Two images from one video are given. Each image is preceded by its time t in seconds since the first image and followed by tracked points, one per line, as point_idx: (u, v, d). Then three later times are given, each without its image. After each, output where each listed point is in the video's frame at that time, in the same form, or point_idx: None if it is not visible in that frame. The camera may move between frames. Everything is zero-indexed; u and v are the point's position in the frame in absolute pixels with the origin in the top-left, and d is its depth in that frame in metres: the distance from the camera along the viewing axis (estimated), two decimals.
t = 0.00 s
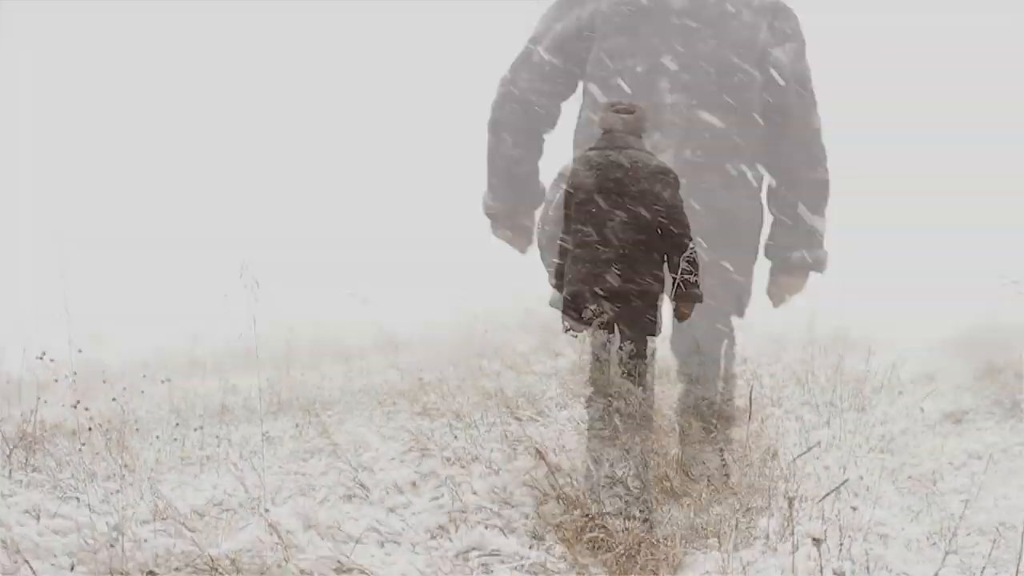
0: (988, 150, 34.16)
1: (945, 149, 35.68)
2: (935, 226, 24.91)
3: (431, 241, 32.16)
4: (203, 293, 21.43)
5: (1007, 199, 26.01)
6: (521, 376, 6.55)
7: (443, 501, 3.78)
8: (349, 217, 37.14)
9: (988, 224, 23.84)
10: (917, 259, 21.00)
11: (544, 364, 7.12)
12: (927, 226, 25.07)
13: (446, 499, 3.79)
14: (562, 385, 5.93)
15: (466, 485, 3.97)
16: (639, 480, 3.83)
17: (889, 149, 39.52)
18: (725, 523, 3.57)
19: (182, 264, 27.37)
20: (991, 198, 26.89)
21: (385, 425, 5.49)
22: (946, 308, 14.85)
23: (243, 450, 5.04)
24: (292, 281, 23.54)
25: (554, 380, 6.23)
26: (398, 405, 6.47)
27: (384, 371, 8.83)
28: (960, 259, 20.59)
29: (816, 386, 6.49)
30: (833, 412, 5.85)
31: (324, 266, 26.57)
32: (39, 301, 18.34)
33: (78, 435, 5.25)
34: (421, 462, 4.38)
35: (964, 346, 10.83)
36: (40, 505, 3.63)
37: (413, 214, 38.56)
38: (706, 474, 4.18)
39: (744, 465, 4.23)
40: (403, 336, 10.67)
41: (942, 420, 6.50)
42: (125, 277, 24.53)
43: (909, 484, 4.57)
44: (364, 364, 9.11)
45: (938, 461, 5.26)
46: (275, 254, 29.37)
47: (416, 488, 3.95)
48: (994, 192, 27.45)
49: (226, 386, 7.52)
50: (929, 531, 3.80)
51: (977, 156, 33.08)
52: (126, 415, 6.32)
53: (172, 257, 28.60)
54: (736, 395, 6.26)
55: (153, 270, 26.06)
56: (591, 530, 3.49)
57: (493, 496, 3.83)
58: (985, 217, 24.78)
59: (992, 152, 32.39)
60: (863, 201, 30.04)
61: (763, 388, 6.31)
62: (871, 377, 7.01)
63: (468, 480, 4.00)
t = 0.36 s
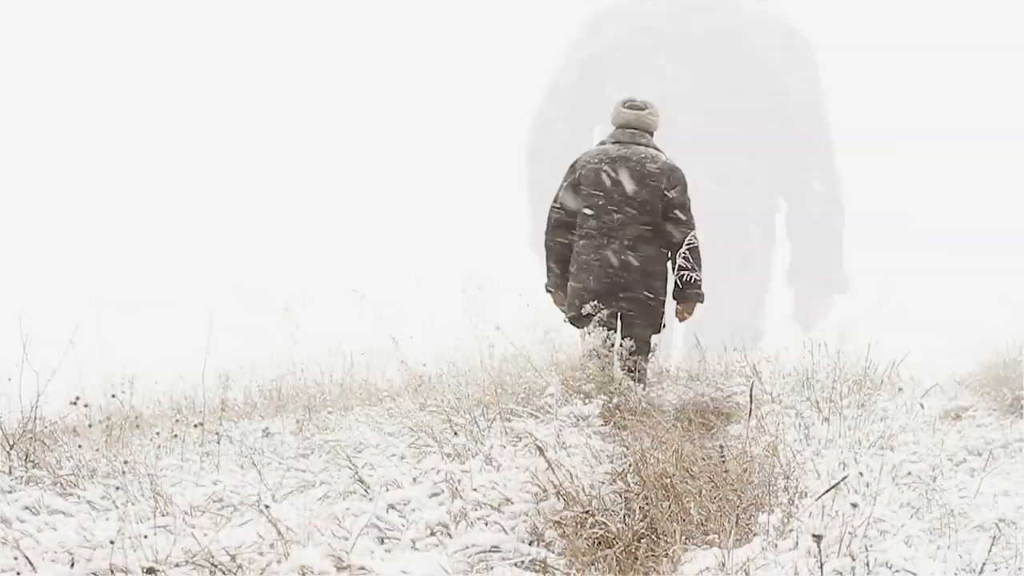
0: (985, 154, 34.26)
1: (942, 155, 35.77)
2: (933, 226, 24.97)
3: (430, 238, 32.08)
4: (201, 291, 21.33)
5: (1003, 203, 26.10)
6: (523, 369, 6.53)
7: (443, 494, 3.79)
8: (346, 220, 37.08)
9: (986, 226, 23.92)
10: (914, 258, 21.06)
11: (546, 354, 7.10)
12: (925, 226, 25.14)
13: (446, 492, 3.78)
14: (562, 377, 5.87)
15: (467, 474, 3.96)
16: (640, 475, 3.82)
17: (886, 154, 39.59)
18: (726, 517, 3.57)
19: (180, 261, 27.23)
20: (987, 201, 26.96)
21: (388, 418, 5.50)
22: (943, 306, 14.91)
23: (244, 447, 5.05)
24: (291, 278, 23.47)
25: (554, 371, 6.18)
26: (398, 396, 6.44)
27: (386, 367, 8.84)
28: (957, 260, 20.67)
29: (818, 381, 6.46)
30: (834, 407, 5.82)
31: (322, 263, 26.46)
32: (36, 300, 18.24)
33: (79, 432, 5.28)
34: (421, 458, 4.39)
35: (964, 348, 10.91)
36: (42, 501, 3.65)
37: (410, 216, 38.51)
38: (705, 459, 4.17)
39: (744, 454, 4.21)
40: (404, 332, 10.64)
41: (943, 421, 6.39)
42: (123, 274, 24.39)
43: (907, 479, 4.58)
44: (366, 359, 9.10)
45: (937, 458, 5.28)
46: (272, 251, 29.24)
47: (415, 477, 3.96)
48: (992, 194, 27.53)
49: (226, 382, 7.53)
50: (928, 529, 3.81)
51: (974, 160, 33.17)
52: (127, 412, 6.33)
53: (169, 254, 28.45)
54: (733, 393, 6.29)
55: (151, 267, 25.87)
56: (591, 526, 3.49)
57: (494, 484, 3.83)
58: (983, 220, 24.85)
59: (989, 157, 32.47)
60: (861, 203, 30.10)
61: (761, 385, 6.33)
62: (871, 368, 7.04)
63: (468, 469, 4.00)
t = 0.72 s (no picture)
0: (985, 149, 34.23)
1: (942, 151, 35.73)
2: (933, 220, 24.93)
3: (429, 234, 32.01)
4: (200, 287, 21.30)
5: (1003, 197, 26.06)
6: (521, 364, 6.56)
7: (442, 488, 3.78)
8: (345, 218, 37.00)
9: (986, 220, 23.89)
10: (914, 252, 21.02)
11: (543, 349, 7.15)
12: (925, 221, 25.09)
13: (446, 488, 3.78)
14: (561, 372, 5.92)
15: (465, 470, 3.93)
16: (640, 470, 3.77)
17: (886, 150, 39.54)
18: (725, 513, 3.56)
19: (180, 257, 27.17)
20: (987, 195, 26.91)
21: (389, 415, 5.51)
22: (944, 300, 14.91)
23: (244, 442, 5.06)
24: (290, 274, 23.42)
25: (551, 367, 6.21)
26: (397, 394, 6.42)
27: (386, 363, 8.86)
28: (957, 254, 20.66)
29: (816, 374, 6.46)
30: (833, 402, 5.82)
31: (322, 259, 26.42)
32: (35, 297, 18.20)
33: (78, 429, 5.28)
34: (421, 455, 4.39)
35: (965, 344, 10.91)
36: (41, 497, 3.65)
37: (410, 212, 38.43)
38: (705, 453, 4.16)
39: (744, 449, 4.20)
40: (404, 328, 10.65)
41: (946, 419, 6.39)
42: (122, 271, 24.33)
43: (907, 475, 4.58)
44: (366, 355, 9.12)
45: (936, 454, 5.30)
46: (271, 248, 29.19)
47: (413, 474, 3.96)
48: (991, 189, 27.48)
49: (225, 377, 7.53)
50: (928, 524, 3.82)
51: (974, 155, 33.14)
52: (127, 409, 6.34)
53: (168, 251, 28.37)
54: (732, 388, 6.32)
55: (154, 264, 25.95)
56: (590, 523, 3.49)
57: (494, 478, 3.83)
58: (982, 214, 24.81)
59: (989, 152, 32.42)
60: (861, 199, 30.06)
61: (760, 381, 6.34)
62: (872, 363, 7.04)
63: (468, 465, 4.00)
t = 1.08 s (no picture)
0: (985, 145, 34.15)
1: (942, 146, 35.63)
2: (933, 216, 24.88)
3: (428, 229, 31.93)
4: (199, 282, 21.25)
5: (1003, 192, 25.99)
6: (523, 359, 6.55)
7: (443, 483, 3.78)
8: (345, 213, 36.92)
9: (986, 215, 23.84)
10: (914, 248, 20.97)
11: (542, 344, 7.21)
12: (925, 216, 25.03)
13: (447, 483, 3.77)
14: (561, 368, 5.97)
15: (466, 465, 3.93)
16: (640, 465, 3.77)
17: (886, 146, 39.45)
18: (725, 508, 3.57)
19: (179, 252, 27.10)
20: (988, 190, 26.84)
21: (389, 410, 5.50)
22: (944, 295, 14.88)
23: (244, 437, 5.06)
24: (291, 269, 23.39)
25: (551, 362, 6.25)
26: (400, 389, 6.41)
27: (387, 357, 8.89)
28: (957, 249, 20.60)
29: (817, 368, 6.47)
30: (834, 394, 5.83)
31: (321, 255, 26.36)
32: (35, 292, 18.15)
33: (79, 424, 5.28)
34: (422, 449, 4.39)
35: (965, 337, 10.91)
36: (42, 492, 3.64)
37: (409, 207, 38.34)
38: (706, 449, 4.17)
39: (743, 445, 4.21)
40: (405, 322, 10.66)
41: (947, 414, 6.39)
42: (121, 267, 24.26)
43: (907, 469, 4.58)
44: (367, 349, 9.16)
45: (938, 449, 5.31)
46: (270, 243, 29.13)
47: (414, 469, 3.96)
48: (992, 183, 27.39)
49: (226, 372, 7.53)
50: (929, 520, 3.83)
51: (973, 151, 33.05)
52: (128, 403, 6.34)
53: (166, 246, 28.29)
54: (733, 382, 6.33)
55: (155, 259, 25.92)
56: (590, 519, 3.50)
57: (495, 473, 3.83)
58: (983, 209, 24.74)
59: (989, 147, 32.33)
60: (861, 194, 30.00)
61: (760, 376, 6.33)
62: (873, 357, 7.05)
63: (469, 460, 4.00)
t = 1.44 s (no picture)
0: (986, 138, 34.05)
1: (943, 140, 35.53)
2: (934, 209, 24.82)
3: (429, 222, 31.87)
4: (200, 275, 21.22)
5: (1005, 185, 25.92)
6: (524, 351, 6.53)
7: (444, 476, 3.78)
8: (346, 206, 36.84)
9: (987, 209, 23.78)
10: (915, 241, 20.93)
11: (543, 335, 7.20)
12: (926, 209, 24.98)
13: (447, 476, 3.78)
14: (562, 360, 5.97)
15: (467, 458, 3.92)
16: (641, 458, 3.76)
17: (887, 139, 39.35)
18: (727, 501, 3.57)
19: (180, 245, 27.06)
20: (990, 183, 26.76)
21: (389, 403, 5.50)
22: (945, 289, 14.85)
23: (246, 430, 5.06)
24: (292, 262, 23.36)
25: (552, 354, 6.24)
26: (401, 382, 6.39)
27: (389, 350, 8.88)
28: (958, 242, 20.54)
29: (818, 361, 6.47)
30: (835, 387, 5.82)
31: (322, 248, 26.32)
32: (35, 285, 18.12)
33: (80, 415, 5.28)
34: (423, 442, 4.39)
35: (966, 330, 10.89)
36: (44, 485, 3.65)
37: (410, 201, 38.27)
38: (707, 442, 4.16)
39: (745, 438, 4.20)
40: (407, 315, 10.65)
41: (949, 407, 6.39)
42: (122, 259, 24.22)
43: (909, 461, 4.56)
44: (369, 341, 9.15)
45: (939, 442, 5.31)
46: (276, 236, 29.12)
47: (415, 462, 3.96)
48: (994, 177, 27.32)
49: (228, 364, 7.52)
50: (930, 513, 3.82)
51: (974, 145, 32.97)
52: (129, 396, 6.33)
53: (167, 239, 28.23)
54: (734, 375, 6.33)
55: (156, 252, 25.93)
56: (592, 511, 3.50)
57: (496, 466, 3.84)
58: (984, 203, 24.68)
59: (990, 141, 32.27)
60: (862, 188, 29.93)
61: (761, 369, 6.32)
62: (874, 350, 7.04)
63: (470, 452, 4.00)
